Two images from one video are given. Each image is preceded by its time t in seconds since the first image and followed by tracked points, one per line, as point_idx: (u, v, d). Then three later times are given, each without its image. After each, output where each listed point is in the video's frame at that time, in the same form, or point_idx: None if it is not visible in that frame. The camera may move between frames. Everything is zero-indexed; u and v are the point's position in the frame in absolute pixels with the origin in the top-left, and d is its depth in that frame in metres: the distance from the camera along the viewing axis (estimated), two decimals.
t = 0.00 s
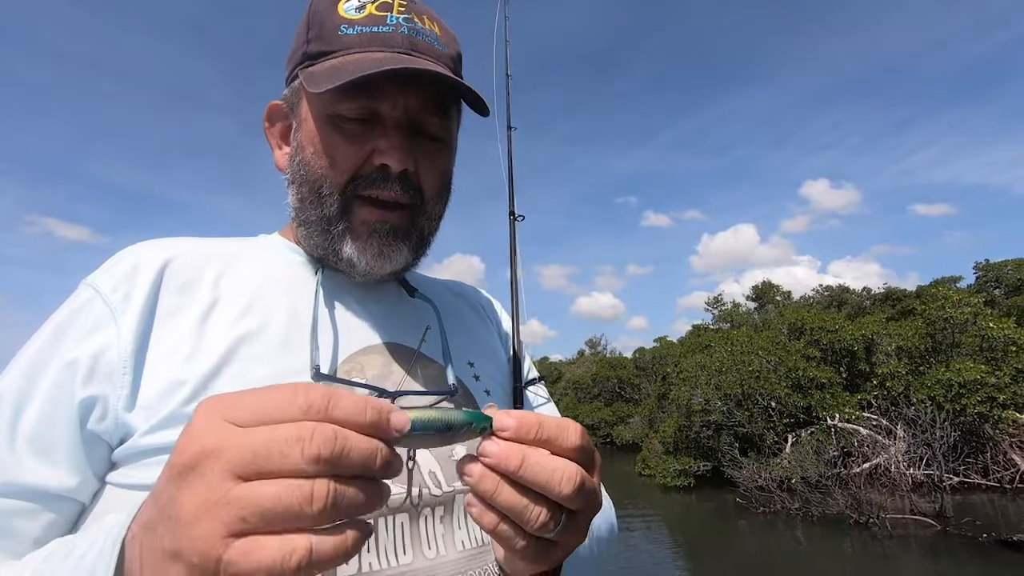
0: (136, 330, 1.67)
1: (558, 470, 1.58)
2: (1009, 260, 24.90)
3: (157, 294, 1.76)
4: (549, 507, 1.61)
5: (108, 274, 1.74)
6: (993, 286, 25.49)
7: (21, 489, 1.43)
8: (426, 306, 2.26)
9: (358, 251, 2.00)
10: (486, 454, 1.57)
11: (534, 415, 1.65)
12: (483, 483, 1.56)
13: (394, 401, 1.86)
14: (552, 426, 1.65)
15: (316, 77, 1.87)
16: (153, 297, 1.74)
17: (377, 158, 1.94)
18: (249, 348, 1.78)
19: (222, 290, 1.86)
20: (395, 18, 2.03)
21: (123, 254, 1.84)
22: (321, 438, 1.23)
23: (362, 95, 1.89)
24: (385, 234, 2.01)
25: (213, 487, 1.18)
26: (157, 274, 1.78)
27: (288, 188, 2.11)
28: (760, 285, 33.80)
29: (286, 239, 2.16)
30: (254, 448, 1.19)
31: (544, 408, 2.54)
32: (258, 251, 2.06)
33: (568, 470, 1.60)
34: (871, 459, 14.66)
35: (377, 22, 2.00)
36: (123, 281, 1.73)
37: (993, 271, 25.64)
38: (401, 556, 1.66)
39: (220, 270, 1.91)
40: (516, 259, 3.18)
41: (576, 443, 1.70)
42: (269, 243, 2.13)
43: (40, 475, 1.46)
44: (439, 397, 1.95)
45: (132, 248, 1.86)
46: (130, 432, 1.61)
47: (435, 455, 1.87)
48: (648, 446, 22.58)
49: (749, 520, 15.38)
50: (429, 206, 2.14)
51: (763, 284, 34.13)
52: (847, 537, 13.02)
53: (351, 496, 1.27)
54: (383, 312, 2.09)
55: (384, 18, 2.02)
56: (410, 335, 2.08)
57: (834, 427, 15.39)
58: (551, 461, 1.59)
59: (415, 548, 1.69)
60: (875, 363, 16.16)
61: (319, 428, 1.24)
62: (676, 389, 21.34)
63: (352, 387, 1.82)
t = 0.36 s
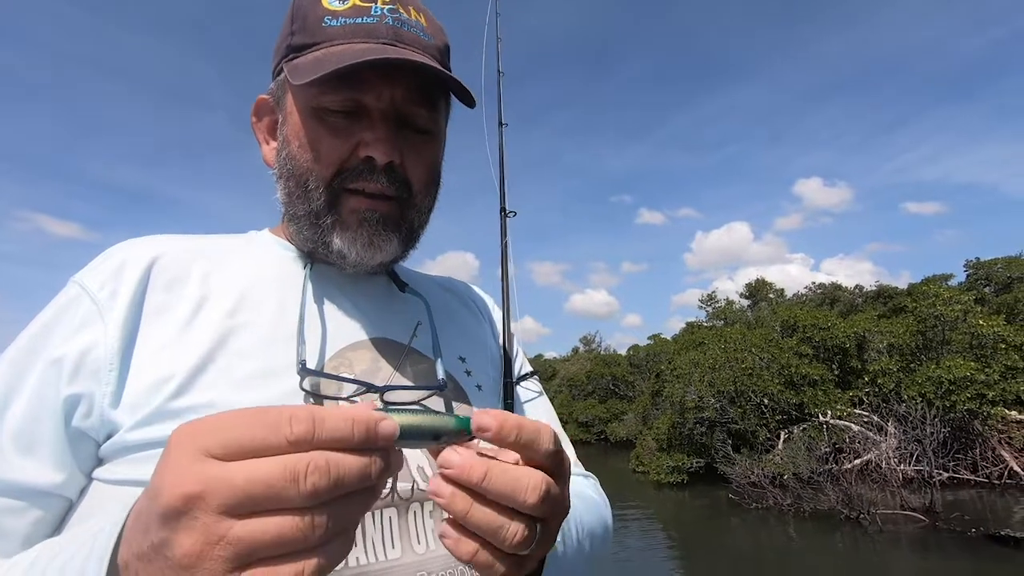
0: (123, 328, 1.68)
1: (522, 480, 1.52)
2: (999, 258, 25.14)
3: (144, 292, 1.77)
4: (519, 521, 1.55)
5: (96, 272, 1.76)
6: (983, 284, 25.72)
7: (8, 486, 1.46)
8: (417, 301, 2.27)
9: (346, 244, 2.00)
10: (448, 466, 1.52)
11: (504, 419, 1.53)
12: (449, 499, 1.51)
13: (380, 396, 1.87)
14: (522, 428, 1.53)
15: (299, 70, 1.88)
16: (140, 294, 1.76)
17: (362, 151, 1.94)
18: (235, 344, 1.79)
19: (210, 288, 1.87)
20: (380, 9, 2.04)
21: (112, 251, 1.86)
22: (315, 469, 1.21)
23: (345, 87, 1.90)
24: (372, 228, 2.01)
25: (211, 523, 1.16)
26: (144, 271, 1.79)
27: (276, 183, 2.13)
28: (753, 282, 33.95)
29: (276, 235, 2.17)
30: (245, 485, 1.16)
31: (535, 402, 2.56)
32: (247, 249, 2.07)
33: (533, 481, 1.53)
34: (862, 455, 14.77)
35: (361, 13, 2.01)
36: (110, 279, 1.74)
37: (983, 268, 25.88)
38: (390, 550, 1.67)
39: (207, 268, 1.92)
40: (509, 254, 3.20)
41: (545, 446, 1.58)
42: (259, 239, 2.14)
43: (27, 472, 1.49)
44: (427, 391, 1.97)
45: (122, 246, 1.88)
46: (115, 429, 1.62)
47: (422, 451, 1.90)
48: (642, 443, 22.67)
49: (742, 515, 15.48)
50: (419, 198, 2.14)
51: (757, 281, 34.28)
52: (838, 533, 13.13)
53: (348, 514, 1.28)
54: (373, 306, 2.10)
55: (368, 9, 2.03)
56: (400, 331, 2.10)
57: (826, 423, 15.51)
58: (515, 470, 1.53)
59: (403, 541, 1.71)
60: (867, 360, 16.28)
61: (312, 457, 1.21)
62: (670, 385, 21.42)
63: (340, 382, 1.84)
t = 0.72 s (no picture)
0: (115, 325, 1.68)
1: (518, 479, 1.54)
2: (990, 258, 25.33)
3: (136, 289, 1.77)
4: (521, 521, 1.57)
5: (88, 269, 1.76)
6: (974, 283, 25.90)
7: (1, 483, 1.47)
8: (411, 298, 2.28)
9: (338, 241, 2.01)
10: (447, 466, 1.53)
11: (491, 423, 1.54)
12: (453, 499, 1.54)
13: (373, 394, 1.87)
14: (509, 432, 1.55)
15: (292, 66, 1.88)
16: (132, 292, 1.76)
17: (354, 148, 1.94)
18: (226, 342, 1.79)
19: (202, 285, 1.87)
20: (372, 5, 2.03)
21: (104, 248, 1.86)
22: (312, 469, 1.22)
23: (338, 83, 1.90)
24: (365, 225, 2.01)
25: (212, 522, 1.17)
26: (137, 269, 1.79)
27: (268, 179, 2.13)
28: (747, 281, 34.08)
29: (269, 232, 2.18)
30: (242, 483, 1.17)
31: (530, 401, 2.57)
32: (240, 245, 2.08)
33: (529, 480, 1.55)
34: (855, 453, 14.87)
35: (353, 9, 2.01)
36: (102, 276, 1.74)
37: (975, 268, 26.07)
38: (381, 549, 1.68)
39: (201, 268, 1.91)
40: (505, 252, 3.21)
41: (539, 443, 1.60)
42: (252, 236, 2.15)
43: (21, 470, 1.49)
44: (421, 389, 1.98)
45: (114, 243, 1.88)
46: (107, 426, 1.63)
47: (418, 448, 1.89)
48: (636, 441, 22.75)
49: (735, 513, 15.57)
50: (411, 197, 2.14)
51: (750, 280, 34.42)
52: (831, 530, 13.22)
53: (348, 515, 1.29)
54: (366, 303, 2.11)
55: (361, 4, 2.03)
56: (393, 328, 2.11)
57: (819, 421, 15.61)
58: (512, 472, 1.54)
59: (395, 539, 1.71)
60: (859, 358, 16.38)
61: (309, 459, 1.22)
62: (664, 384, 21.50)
63: (332, 379, 1.84)
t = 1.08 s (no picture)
0: (113, 320, 1.69)
1: (492, 380, 1.49)
2: (985, 258, 25.50)
3: (134, 283, 1.78)
4: (497, 424, 1.50)
5: (87, 264, 1.76)
6: (969, 283, 26.05)
7: None
8: (409, 294, 2.27)
9: (331, 225, 1.98)
10: (425, 362, 1.47)
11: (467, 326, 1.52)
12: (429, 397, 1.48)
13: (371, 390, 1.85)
14: (486, 335, 1.53)
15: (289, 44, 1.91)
16: (129, 286, 1.76)
17: (350, 127, 1.94)
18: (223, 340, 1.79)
19: (198, 280, 1.88)
20: None
21: (103, 242, 1.86)
22: (270, 324, 1.18)
23: (335, 63, 1.92)
24: (358, 209, 1.99)
25: (186, 381, 1.15)
26: (135, 263, 1.79)
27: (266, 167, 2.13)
28: (743, 280, 34.19)
29: (269, 227, 2.18)
30: (210, 335, 1.17)
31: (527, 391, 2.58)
32: (239, 242, 2.08)
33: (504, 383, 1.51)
34: (850, 451, 14.96)
35: None
36: (100, 270, 1.74)
37: (969, 268, 26.23)
38: (379, 542, 1.68)
39: (196, 267, 1.91)
40: (496, 239, 3.21)
41: (512, 353, 1.56)
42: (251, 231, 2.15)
43: (22, 461, 1.50)
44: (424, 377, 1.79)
45: (114, 238, 1.89)
46: (107, 420, 1.63)
47: (417, 440, 1.76)
48: (632, 439, 22.81)
49: (731, 511, 15.64)
50: (406, 186, 2.11)
51: (746, 279, 34.53)
52: (825, 528, 13.30)
53: (316, 374, 1.22)
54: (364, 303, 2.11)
55: None
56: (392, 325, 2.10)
57: (815, 420, 15.70)
58: (491, 375, 1.50)
59: (394, 531, 1.71)
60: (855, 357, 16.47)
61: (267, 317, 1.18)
62: (660, 382, 21.55)
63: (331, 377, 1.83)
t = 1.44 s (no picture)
0: (115, 325, 1.69)
1: (497, 335, 1.52)
2: (983, 259, 25.56)
3: (134, 291, 1.79)
4: (501, 376, 1.51)
5: (88, 275, 1.77)
6: (967, 284, 26.12)
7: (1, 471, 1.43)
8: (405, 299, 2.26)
9: (328, 237, 1.99)
10: (432, 321, 1.51)
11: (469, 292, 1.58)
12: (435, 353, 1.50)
13: (366, 396, 1.87)
14: (486, 301, 1.58)
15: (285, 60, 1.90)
16: (131, 293, 1.78)
17: (346, 143, 1.93)
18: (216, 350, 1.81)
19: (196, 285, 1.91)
20: (367, 5, 2.01)
21: (103, 255, 1.87)
22: (248, 256, 1.30)
23: (329, 79, 1.92)
24: (355, 223, 1.99)
25: (172, 313, 1.25)
26: (135, 271, 1.82)
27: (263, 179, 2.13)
28: (742, 281, 34.23)
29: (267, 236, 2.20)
30: (194, 271, 1.29)
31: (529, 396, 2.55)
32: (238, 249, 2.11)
33: (505, 339, 1.52)
34: (848, 452, 14.98)
35: (348, 9, 1.98)
36: (102, 280, 1.76)
37: (967, 269, 26.30)
38: (375, 548, 1.67)
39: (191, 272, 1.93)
40: (484, 233, 3.21)
41: (513, 319, 1.61)
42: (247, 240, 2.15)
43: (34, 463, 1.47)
44: (416, 391, 1.96)
45: (114, 250, 1.90)
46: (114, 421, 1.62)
47: (411, 446, 1.86)
48: (631, 440, 22.83)
49: (730, 512, 15.65)
50: (403, 195, 2.13)
51: (745, 280, 34.57)
52: (824, 530, 13.31)
53: (287, 298, 1.32)
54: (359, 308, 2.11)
55: (355, 5, 2.00)
56: (387, 331, 2.09)
57: (813, 421, 15.72)
58: (491, 332, 1.52)
59: (391, 538, 1.70)
60: (853, 358, 16.49)
61: (247, 250, 1.31)
62: (659, 383, 21.57)
63: (323, 385, 1.84)
